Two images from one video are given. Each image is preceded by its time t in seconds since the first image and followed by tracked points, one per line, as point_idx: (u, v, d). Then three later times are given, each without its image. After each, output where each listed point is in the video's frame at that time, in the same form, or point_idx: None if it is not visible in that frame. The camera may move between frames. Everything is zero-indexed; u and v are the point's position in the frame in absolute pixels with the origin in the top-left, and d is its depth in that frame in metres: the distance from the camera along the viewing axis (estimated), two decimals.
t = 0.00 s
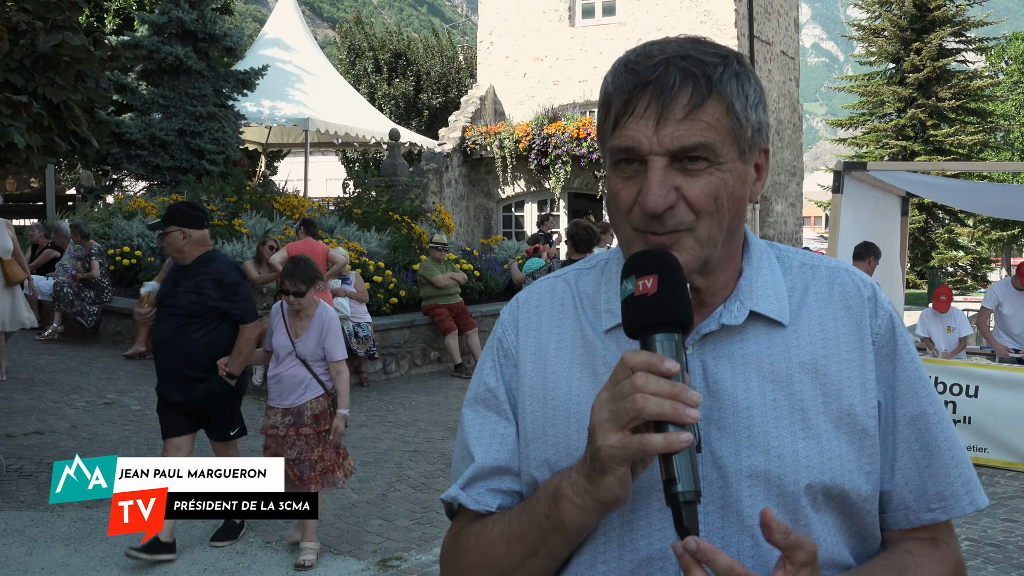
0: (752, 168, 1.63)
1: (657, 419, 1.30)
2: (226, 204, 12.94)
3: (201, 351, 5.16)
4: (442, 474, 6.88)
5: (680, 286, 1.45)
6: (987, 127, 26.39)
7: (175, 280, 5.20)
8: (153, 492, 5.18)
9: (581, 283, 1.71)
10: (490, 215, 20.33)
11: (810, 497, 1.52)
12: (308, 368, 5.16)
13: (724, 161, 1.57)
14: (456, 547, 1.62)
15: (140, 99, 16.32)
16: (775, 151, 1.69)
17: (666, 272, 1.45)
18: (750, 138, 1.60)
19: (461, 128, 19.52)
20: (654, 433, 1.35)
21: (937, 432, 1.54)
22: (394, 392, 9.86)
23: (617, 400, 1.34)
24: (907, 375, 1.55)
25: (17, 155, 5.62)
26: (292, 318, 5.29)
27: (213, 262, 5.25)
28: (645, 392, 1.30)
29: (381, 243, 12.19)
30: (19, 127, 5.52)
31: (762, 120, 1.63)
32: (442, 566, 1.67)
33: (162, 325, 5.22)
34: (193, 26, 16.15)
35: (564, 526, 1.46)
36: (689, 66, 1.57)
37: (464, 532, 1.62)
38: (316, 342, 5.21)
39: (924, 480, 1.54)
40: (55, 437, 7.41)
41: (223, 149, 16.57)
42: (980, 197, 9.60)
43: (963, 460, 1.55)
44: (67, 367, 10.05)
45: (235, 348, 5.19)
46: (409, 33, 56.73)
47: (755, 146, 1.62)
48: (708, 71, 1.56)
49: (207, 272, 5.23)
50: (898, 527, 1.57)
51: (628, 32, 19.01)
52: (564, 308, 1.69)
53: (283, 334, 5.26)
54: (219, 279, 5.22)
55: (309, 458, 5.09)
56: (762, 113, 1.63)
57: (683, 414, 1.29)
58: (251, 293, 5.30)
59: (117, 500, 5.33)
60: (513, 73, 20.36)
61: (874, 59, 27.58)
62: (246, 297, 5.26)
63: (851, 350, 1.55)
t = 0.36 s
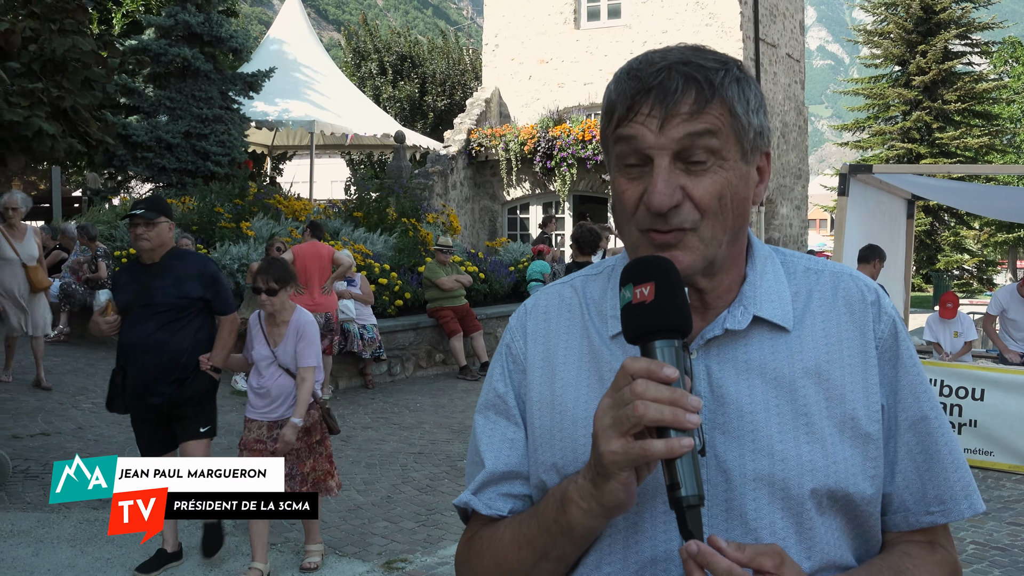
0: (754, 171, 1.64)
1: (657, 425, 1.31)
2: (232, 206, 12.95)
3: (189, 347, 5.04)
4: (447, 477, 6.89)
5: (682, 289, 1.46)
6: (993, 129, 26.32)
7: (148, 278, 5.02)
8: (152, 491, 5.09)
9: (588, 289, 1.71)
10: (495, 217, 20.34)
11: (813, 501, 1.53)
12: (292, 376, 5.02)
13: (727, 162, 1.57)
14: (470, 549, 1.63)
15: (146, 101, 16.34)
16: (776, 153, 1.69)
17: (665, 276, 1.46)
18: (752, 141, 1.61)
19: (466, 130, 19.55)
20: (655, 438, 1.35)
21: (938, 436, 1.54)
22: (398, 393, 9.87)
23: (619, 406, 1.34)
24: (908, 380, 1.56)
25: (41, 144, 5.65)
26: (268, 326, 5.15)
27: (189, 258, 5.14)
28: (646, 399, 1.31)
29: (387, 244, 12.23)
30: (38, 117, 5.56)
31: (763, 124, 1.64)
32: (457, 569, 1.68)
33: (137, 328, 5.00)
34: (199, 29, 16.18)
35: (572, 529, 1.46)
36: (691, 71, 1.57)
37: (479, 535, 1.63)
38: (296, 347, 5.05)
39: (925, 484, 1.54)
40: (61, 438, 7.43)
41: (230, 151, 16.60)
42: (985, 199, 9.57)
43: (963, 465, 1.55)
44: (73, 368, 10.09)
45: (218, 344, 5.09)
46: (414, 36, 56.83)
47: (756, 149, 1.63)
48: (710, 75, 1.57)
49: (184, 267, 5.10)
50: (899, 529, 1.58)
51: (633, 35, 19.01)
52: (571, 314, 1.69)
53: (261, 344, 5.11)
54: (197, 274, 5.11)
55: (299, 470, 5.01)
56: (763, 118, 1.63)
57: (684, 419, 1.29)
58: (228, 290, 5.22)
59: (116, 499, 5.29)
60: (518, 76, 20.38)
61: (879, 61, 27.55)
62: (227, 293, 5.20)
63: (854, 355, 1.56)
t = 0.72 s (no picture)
0: (758, 175, 1.64)
1: (664, 428, 1.31)
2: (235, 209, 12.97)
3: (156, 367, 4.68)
4: (450, 480, 6.88)
5: (690, 293, 1.46)
6: (996, 132, 26.29)
7: (124, 291, 4.70)
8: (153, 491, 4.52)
9: (591, 293, 1.71)
10: (498, 220, 20.34)
11: (820, 502, 1.53)
12: (273, 380, 4.72)
13: (731, 167, 1.58)
14: (479, 555, 1.63)
15: (148, 104, 16.30)
16: (779, 158, 1.69)
17: (672, 282, 1.47)
18: (755, 145, 1.61)
19: (469, 133, 19.56)
20: (662, 440, 1.35)
21: (943, 435, 1.54)
22: (401, 396, 9.87)
23: (625, 410, 1.34)
24: (913, 378, 1.56)
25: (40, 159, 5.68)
26: (245, 327, 4.83)
27: (166, 272, 4.83)
28: (652, 402, 1.31)
29: (390, 247, 12.25)
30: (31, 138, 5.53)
31: (767, 127, 1.64)
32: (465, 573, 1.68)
33: (106, 344, 4.66)
34: (202, 32, 16.19)
35: (580, 533, 1.46)
36: (695, 76, 1.58)
37: (486, 541, 1.63)
38: (276, 349, 4.76)
39: (929, 483, 1.54)
40: (65, 441, 7.44)
41: (232, 153, 16.64)
42: (989, 202, 9.57)
43: (968, 463, 1.55)
44: (76, 372, 10.09)
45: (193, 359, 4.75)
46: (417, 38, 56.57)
47: (759, 153, 1.63)
48: (713, 80, 1.57)
49: (164, 283, 4.80)
50: (905, 529, 1.57)
51: (636, 38, 19.02)
52: (576, 318, 1.69)
53: (237, 346, 4.79)
54: (178, 290, 4.82)
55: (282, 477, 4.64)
56: (765, 122, 1.64)
57: (691, 422, 1.29)
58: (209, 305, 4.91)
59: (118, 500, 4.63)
60: (520, 79, 20.40)
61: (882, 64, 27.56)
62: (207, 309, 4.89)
63: (858, 356, 1.56)
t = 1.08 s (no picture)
0: (776, 175, 1.65)
1: (686, 427, 1.31)
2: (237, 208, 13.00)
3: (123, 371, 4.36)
4: (451, 479, 6.88)
5: (711, 294, 1.47)
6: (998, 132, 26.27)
7: (93, 288, 4.34)
8: (152, 484, 4.58)
9: (606, 290, 1.71)
10: (500, 219, 20.33)
11: (831, 502, 1.53)
12: (261, 396, 4.48)
13: (751, 167, 1.58)
14: (491, 551, 1.63)
15: (150, 103, 16.26)
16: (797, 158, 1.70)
17: (695, 283, 1.47)
18: (775, 145, 1.61)
19: (471, 133, 19.55)
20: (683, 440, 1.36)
21: (954, 439, 1.54)
22: (403, 396, 9.87)
23: (646, 409, 1.35)
24: (925, 381, 1.56)
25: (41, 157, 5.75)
26: (236, 338, 4.61)
27: (139, 271, 4.45)
28: (675, 401, 1.32)
29: (391, 246, 12.27)
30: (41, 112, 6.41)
31: (786, 128, 1.64)
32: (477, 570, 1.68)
33: (71, 345, 4.30)
34: (203, 31, 16.20)
35: (595, 530, 1.47)
36: (717, 74, 1.58)
37: (500, 536, 1.63)
38: (269, 363, 4.53)
39: (940, 486, 1.55)
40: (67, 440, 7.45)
41: (234, 153, 16.62)
42: (992, 203, 9.58)
43: (979, 468, 1.55)
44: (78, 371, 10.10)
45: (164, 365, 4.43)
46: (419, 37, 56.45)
47: (778, 153, 1.63)
48: (735, 79, 1.57)
49: (135, 281, 4.43)
50: (915, 532, 1.58)
51: (638, 37, 19.01)
52: (591, 314, 1.69)
53: (227, 357, 4.56)
54: (151, 289, 4.45)
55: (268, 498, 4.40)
56: (785, 122, 1.64)
57: (712, 422, 1.30)
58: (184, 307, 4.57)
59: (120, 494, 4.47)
60: (522, 78, 20.39)
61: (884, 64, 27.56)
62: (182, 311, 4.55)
63: (872, 357, 1.56)
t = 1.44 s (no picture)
0: (800, 184, 1.65)
1: (701, 430, 1.32)
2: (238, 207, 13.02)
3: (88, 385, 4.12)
4: (453, 479, 6.88)
5: (734, 301, 1.47)
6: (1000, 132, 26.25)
7: (45, 299, 4.09)
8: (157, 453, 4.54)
9: (623, 287, 1.72)
10: (501, 219, 20.33)
11: (842, 508, 1.53)
12: (255, 403, 4.21)
13: (777, 177, 1.59)
14: (499, 542, 1.64)
15: (153, 103, 16.26)
16: (821, 167, 1.70)
17: (718, 290, 1.47)
18: (801, 155, 1.61)
19: (472, 133, 19.54)
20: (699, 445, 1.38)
21: (964, 447, 1.56)
22: (404, 396, 9.87)
23: (661, 412, 1.36)
24: (938, 391, 1.57)
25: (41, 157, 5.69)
26: (230, 340, 4.33)
27: (94, 276, 4.19)
28: (689, 405, 1.33)
29: (392, 246, 12.28)
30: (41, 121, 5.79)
31: (813, 138, 1.64)
32: (484, 564, 1.68)
33: (27, 363, 4.05)
34: (206, 32, 16.19)
35: (606, 527, 1.48)
36: (749, 82, 1.58)
37: (508, 528, 1.64)
38: (263, 368, 4.26)
39: (950, 493, 1.56)
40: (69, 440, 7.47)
41: (236, 153, 16.62)
42: (994, 204, 9.59)
43: (989, 476, 1.57)
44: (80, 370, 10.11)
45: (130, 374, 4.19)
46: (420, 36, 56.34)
47: (804, 163, 1.63)
48: (767, 89, 1.57)
49: (89, 288, 4.17)
50: (922, 537, 1.59)
51: (639, 37, 19.00)
52: (606, 311, 1.69)
53: (219, 360, 4.29)
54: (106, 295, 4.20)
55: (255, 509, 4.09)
56: (813, 132, 1.64)
57: (726, 423, 1.31)
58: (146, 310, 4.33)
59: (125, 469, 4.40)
60: (524, 78, 20.39)
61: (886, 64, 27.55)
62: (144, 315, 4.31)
63: (886, 365, 1.56)
